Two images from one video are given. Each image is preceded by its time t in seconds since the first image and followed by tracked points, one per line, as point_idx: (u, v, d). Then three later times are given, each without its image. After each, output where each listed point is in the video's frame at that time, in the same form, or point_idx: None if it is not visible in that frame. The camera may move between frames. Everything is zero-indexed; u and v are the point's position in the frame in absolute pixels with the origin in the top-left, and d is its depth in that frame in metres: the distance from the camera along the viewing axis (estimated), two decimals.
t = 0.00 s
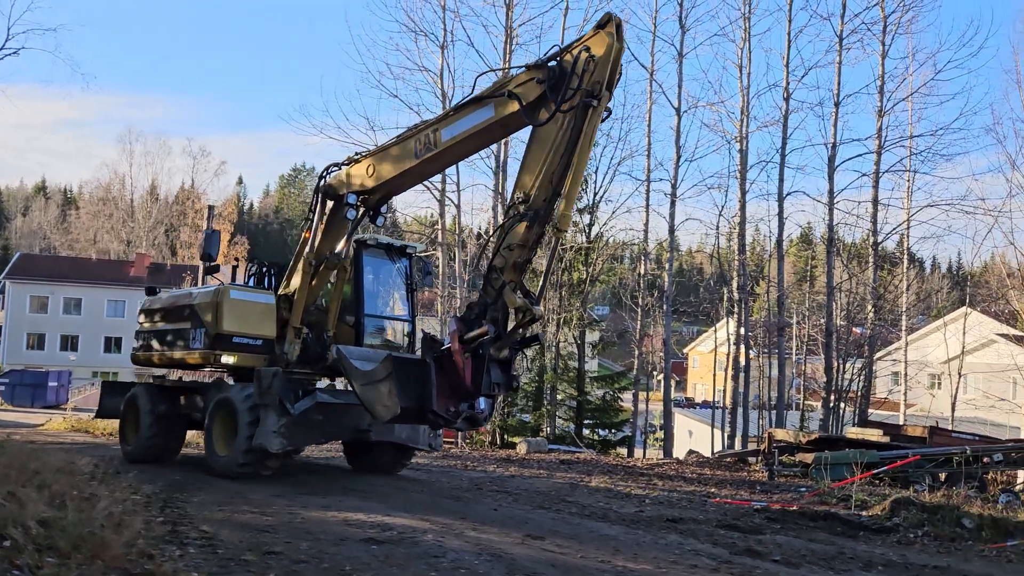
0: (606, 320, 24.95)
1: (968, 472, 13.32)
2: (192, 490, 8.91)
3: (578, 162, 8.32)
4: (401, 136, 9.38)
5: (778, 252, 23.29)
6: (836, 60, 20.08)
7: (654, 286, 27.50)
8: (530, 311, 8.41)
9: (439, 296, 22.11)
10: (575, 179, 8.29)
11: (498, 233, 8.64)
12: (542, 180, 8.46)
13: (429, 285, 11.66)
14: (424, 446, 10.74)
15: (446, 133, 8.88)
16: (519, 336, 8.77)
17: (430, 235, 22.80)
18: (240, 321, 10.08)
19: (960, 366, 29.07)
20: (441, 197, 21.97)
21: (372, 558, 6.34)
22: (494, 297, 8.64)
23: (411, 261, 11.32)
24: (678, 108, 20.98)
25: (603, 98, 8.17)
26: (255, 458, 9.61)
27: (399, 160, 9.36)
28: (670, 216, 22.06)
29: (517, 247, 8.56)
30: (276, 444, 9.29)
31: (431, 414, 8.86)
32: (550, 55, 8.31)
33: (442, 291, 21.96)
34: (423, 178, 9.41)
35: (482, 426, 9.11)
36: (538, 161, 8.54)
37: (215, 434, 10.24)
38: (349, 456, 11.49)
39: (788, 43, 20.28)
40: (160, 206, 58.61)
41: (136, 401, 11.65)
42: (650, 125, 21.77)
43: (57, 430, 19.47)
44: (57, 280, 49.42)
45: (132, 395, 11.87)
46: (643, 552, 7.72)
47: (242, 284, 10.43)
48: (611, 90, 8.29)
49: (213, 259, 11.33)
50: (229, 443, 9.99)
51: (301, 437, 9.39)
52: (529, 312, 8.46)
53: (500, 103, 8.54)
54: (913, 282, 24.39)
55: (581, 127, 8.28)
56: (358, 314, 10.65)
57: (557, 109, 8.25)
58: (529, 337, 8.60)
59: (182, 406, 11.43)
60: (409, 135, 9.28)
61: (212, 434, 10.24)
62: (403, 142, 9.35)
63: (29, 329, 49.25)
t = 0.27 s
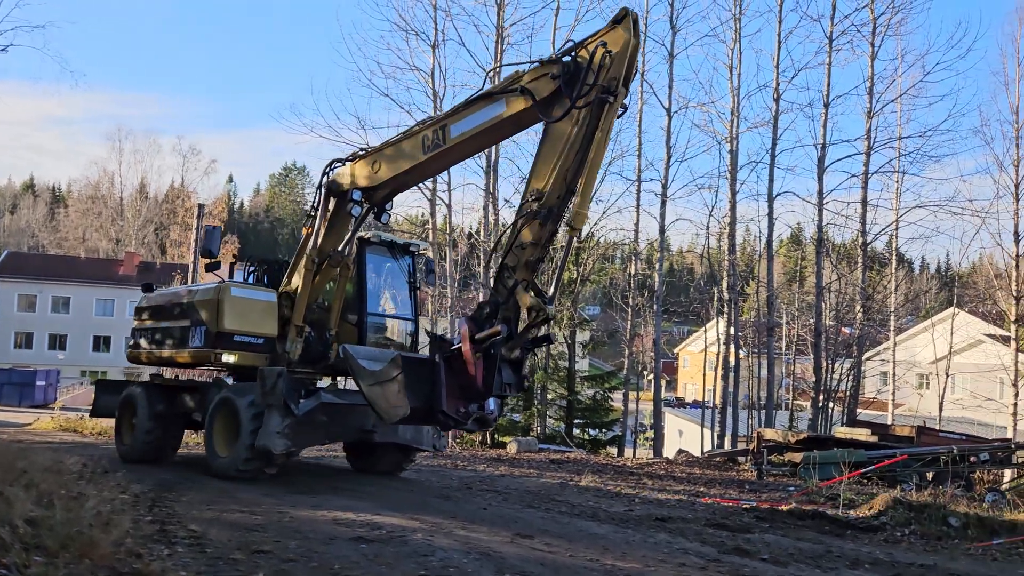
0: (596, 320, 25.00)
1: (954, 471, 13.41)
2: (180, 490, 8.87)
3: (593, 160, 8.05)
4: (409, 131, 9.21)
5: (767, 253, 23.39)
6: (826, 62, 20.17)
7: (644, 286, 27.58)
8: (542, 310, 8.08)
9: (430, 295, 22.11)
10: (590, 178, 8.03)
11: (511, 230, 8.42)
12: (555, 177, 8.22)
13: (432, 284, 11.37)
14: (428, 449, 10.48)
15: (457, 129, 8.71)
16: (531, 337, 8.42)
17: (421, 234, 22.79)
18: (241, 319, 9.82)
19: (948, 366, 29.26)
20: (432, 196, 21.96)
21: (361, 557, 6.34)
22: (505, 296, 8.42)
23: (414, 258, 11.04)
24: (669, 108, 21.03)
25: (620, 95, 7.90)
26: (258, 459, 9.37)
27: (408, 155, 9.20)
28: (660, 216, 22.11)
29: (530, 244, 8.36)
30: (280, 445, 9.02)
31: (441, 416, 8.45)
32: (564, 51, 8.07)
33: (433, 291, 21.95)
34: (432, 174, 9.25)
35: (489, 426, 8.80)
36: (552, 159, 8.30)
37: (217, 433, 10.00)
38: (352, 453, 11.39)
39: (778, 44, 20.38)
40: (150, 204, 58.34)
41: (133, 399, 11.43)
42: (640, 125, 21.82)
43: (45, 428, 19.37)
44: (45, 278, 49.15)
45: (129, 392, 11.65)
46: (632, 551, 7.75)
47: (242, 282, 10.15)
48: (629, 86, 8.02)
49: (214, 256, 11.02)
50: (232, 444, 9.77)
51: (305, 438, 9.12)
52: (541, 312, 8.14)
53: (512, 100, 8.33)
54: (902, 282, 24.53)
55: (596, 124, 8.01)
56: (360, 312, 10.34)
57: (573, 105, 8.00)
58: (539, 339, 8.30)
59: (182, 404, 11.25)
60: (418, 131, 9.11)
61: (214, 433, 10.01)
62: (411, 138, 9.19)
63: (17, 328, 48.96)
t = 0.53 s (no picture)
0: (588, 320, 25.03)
1: (942, 470, 13.48)
2: (170, 488, 8.85)
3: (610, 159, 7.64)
4: (419, 127, 8.95)
5: (758, 252, 23.46)
6: (817, 62, 20.24)
7: (635, 286, 27.64)
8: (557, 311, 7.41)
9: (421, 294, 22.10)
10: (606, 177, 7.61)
11: (523, 228, 7.95)
12: (570, 175, 7.81)
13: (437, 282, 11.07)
14: (432, 449, 10.31)
15: (468, 125, 8.44)
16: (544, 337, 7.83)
17: (412, 232, 22.76)
18: (245, 317, 9.66)
19: (937, 365, 29.41)
20: (423, 195, 21.92)
21: (351, 555, 6.34)
22: (517, 297, 7.79)
23: (418, 257, 10.77)
24: (660, 107, 21.07)
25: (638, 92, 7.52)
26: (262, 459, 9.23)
27: (418, 151, 8.94)
28: (652, 216, 22.14)
29: (543, 244, 7.84)
30: (284, 446, 8.89)
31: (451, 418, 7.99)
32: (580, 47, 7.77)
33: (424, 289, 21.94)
34: (442, 171, 8.97)
35: (499, 427, 8.37)
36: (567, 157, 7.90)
37: (218, 430, 9.80)
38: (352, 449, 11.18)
39: (769, 45, 20.44)
40: (140, 202, 58.06)
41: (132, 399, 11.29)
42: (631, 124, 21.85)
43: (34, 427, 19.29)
44: (34, 276, 48.85)
45: (127, 392, 11.51)
46: (621, 548, 7.78)
47: (245, 279, 10.01)
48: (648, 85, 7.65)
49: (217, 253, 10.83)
50: (235, 445, 9.55)
51: (309, 439, 9.01)
52: (556, 313, 7.43)
53: (526, 95, 8.03)
54: (891, 282, 24.63)
55: (614, 122, 7.63)
56: (364, 310, 10.07)
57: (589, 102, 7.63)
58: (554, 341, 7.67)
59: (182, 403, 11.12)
60: (428, 127, 8.86)
61: (215, 431, 9.80)
62: (420, 134, 8.93)
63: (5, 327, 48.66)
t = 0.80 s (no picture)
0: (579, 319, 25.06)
1: (930, 469, 13.56)
2: (159, 486, 8.82)
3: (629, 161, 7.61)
4: (428, 123, 8.70)
5: (748, 252, 23.53)
6: (807, 62, 20.32)
7: (625, 285, 27.71)
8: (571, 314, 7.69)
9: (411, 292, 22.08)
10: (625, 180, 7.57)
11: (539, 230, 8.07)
12: (587, 176, 7.80)
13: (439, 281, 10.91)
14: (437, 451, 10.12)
15: (481, 122, 8.21)
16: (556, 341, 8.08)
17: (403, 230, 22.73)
18: (247, 315, 9.40)
19: (925, 365, 29.57)
20: (415, 193, 21.87)
21: (341, 553, 6.33)
22: (530, 301, 8.05)
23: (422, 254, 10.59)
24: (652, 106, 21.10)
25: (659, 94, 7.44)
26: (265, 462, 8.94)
27: (427, 148, 8.72)
28: (643, 215, 22.17)
29: (559, 246, 7.96)
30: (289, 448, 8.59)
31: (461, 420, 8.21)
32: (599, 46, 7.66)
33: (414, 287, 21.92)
34: (452, 168, 8.79)
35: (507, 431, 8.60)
36: (584, 157, 7.90)
37: (221, 432, 9.53)
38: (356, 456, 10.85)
39: (760, 44, 20.50)
40: (129, 199, 57.77)
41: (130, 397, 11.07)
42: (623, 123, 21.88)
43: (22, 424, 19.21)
44: (22, 273, 48.52)
45: (124, 389, 11.27)
46: (610, 547, 7.80)
47: (248, 276, 9.73)
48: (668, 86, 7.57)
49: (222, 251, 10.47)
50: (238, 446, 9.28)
51: (316, 441, 8.72)
52: (571, 316, 7.73)
53: (543, 93, 7.86)
54: (880, 282, 24.76)
55: (633, 122, 7.59)
56: (369, 309, 9.84)
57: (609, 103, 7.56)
58: (567, 344, 7.99)
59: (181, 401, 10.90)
60: (438, 123, 8.61)
61: (217, 433, 9.53)
62: (429, 131, 8.70)
63: None
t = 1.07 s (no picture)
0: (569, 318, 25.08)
1: (917, 467, 13.63)
2: (147, 484, 8.79)
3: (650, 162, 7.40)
4: (440, 119, 8.48)
5: (738, 251, 23.59)
6: (797, 62, 20.40)
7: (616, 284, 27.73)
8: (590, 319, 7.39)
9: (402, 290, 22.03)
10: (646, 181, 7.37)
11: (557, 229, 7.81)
12: (607, 177, 7.57)
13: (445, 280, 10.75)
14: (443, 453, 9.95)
15: (496, 119, 8.00)
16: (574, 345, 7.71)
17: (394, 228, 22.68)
18: (252, 313, 9.25)
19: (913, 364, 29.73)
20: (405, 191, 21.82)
21: (329, 551, 6.33)
22: (546, 303, 7.70)
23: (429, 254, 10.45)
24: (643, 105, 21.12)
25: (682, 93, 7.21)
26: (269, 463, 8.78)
27: (438, 144, 8.49)
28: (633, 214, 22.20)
29: (576, 248, 7.66)
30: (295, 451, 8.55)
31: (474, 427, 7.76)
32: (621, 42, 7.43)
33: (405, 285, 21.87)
34: (464, 166, 8.55)
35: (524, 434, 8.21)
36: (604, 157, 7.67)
37: (222, 433, 9.31)
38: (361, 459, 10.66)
39: (750, 44, 20.53)
40: (118, 197, 57.45)
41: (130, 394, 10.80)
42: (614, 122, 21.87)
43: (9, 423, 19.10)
44: (9, 271, 48.17)
45: (123, 385, 11.00)
46: (599, 544, 7.82)
47: (253, 275, 9.60)
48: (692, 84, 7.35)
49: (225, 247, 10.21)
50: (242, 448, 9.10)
51: (322, 444, 8.72)
52: (589, 319, 7.45)
53: (561, 91, 7.63)
54: (869, 281, 24.86)
55: (656, 122, 7.36)
56: (375, 308, 9.69)
57: (631, 102, 7.33)
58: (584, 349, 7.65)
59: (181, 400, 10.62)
60: (450, 120, 8.40)
61: (219, 433, 9.31)
62: (441, 127, 8.47)
63: None
